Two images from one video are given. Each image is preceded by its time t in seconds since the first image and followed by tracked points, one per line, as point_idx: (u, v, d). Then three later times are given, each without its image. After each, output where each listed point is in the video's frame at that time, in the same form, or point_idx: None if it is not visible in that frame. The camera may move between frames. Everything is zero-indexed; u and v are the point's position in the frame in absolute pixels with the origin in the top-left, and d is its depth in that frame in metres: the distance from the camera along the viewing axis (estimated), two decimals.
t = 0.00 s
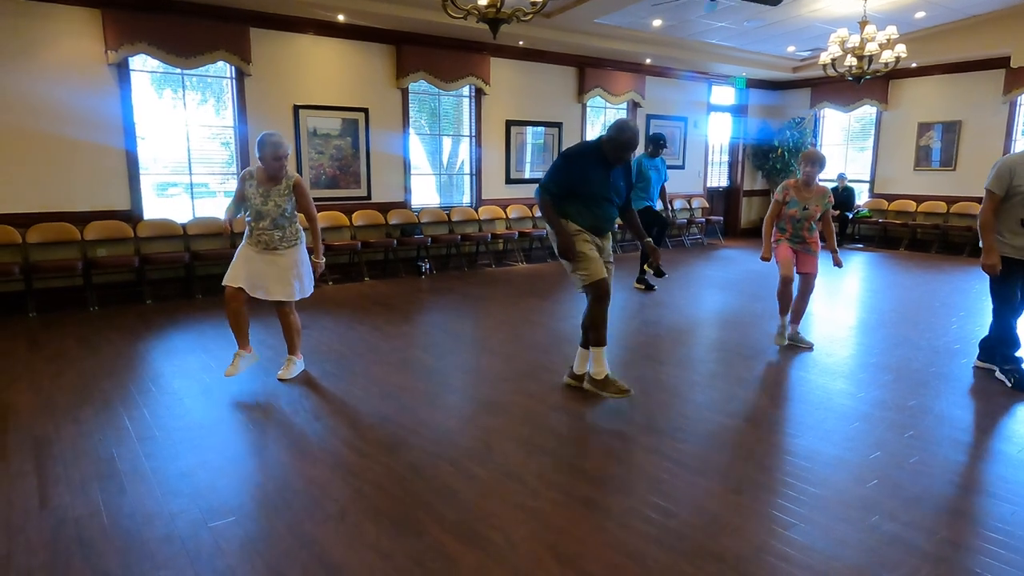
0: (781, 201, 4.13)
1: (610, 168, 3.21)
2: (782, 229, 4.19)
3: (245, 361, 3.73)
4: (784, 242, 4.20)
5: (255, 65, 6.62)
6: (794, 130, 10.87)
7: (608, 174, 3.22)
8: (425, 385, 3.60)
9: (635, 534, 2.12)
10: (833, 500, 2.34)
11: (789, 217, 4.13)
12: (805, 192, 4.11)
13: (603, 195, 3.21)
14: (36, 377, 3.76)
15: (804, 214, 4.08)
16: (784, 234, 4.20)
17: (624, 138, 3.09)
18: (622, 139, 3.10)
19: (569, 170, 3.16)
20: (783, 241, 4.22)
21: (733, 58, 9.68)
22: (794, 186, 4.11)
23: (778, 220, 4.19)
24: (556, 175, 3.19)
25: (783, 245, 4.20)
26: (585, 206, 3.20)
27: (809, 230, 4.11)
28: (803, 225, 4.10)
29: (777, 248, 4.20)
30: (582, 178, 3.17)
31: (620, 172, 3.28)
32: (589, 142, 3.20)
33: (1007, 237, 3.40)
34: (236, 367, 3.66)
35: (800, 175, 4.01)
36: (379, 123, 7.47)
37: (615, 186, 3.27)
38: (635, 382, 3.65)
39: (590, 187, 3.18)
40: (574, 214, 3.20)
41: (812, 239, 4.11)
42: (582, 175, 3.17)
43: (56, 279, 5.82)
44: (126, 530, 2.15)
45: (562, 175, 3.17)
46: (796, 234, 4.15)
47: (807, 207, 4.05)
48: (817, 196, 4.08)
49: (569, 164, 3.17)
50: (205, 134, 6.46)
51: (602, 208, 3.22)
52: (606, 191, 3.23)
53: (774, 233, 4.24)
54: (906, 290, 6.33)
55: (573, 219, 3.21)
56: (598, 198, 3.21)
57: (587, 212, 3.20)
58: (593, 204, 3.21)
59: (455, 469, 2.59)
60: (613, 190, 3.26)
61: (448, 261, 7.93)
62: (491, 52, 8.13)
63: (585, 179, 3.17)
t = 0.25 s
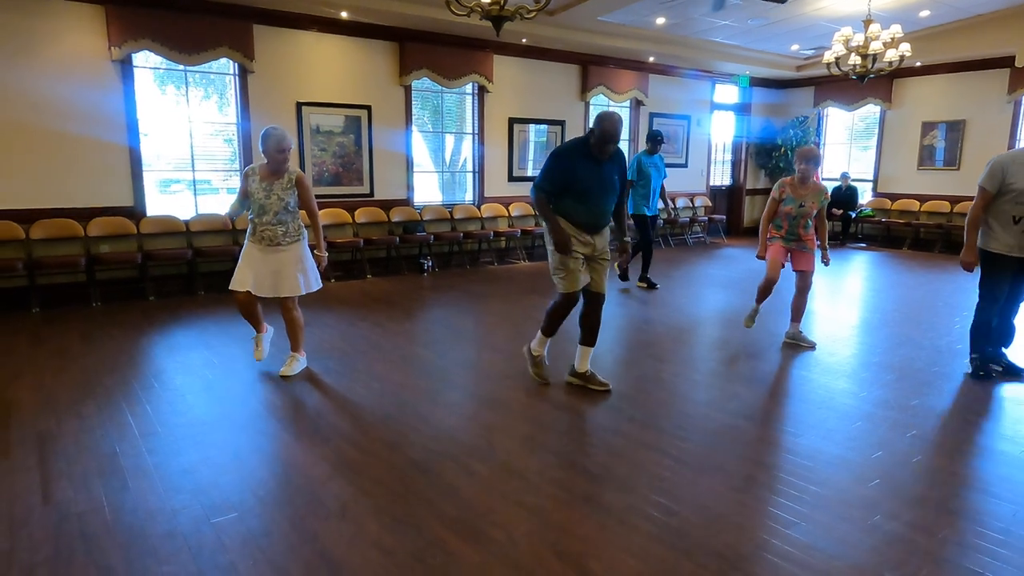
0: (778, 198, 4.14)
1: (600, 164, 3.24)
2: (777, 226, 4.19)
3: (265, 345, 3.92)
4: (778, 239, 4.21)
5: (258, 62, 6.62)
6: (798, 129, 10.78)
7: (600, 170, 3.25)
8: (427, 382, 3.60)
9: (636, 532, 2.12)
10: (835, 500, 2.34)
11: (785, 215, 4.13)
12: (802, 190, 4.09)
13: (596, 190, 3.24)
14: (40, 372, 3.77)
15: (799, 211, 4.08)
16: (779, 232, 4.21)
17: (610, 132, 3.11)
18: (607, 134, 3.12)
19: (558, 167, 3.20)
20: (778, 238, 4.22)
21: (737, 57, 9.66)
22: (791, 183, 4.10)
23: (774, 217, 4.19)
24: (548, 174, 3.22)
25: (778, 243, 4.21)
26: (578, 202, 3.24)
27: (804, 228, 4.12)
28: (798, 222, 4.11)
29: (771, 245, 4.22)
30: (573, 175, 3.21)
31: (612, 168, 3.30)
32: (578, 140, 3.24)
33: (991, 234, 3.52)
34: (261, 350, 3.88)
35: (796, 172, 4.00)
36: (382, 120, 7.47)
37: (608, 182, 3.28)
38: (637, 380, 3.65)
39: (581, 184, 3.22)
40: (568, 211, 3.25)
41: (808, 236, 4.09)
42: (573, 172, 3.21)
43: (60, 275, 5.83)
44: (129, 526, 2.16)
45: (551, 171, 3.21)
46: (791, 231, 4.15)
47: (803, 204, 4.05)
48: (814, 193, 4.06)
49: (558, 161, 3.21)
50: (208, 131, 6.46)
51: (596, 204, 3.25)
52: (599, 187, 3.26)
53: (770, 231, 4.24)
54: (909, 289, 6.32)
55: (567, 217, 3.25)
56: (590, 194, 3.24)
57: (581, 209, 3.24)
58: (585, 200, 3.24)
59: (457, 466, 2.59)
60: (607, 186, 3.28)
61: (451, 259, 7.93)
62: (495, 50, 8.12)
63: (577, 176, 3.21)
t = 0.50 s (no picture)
0: (761, 199, 4.18)
1: (579, 163, 3.38)
2: (762, 227, 4.21)
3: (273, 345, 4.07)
4: (765, 241, 4.22)
5: (261, 58, 6.62)
6: (801, 127, 10.78)
7: (580, 169, 3.38)
8: (429, 379, 3.61)
9: (637, 531, 2.12)
10: (835, 499, 2.34)
11: (769, 215, 4.16)
12: (784, 190, 4.14)
13: (576, 189, 3.37)
14: (44, 368, 3.78)
15: (783, 211, 4.12)
16: (765, 234, 4.22)
17: (581, 131, 3.24)
18: (579, 133, 3.26)
19: (539, 169, 3.39)
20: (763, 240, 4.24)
21: (741, 55, 9.63)
22: (773, 184, 4.15)
23: (758, 218, 4.22)
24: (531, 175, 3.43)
25: (765, 245, 4.22)
26: (559, 201, 3.40)
27: (790, 227, 4.14)
28: (784, 222, 4.13)
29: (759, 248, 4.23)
30: (552, 175, 3.37)
31: (595, 167, 3.42)
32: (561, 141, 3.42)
33: (978, 233, 3.66)
34: (267, 349, 4.00)
35: (777, 172, 4.04)
36: (385, 117, 7.47)
37: (590, 180, 3.40)
38: (639, 379, 3.65)
39: (560, 183, 3.37)
40: (551, 210, 3.42)
41: (793, 235, 4.13)
42: (552, 172, 3.37)
43: (63, 270, 5.84)
44: (130, 522, 2.16)
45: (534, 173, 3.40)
46: (776, 232, 4.17)
47: (787, 203, 4.09)
48: (796, 192, 4.11)
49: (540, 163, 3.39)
50: (211, 127, 6.46)
51: (577, 203, 3.38)
52: (580, 186, 3.38)
53: (755, 232, 4.25)
54: (912, 289, 6.31)
55: (548, 215, 3.44)
56: (569, 194, 3.38)
57: (561, 208, 3.40)
58: (564, 199, 3.39)
59: (459, 464, 2.59)
60: (590, 184, 3.40)
61: (453, 256, 7.92)
62: (498, 47, 8.11)
63: (556, 176, 3.37)
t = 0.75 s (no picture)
0: (749, 198, 4.27)
1: (559, 160, 3.47)
2: (753, 225, 4.28)
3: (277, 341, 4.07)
4: (757, 238, 4.28)
5: (266, 57, 6.63)
6: (806, 127, 10.91)
7: (560, 166, 3.48)
8: (433, 378, 3.61)
9: (640, 531, 2.12)
10: (839, 500, 2.33)
11: (758, 212, 4.23)
12: (771, 187, 4.22)
13: (556, 187, 3.48)
14: (49, 364, 3.79)
15: (772, 207, 4.18)
16: (757, 231, 4.28)
17: (553, 130, 3.35)
18: (551, 132, 3.37)
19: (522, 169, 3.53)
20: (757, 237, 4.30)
21: (746, 54, 9.61)
22: (760, 182, 4.25)
23: (749, 216, 4.30)
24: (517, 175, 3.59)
25: (758, 242, 4.27)
26: (542, 199, 3.51)
27: (780, 223, 4.20)
28: (773, 217, 4.19)
29: (753, 245, 4.30)
30: (534, 174, 3.51)
31: (576, 164, 3.49)
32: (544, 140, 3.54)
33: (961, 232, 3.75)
34: (271, 346, 4.02)
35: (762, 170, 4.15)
36: (389, 116, 7.47)
37: (571, 177, 3.48)
38: (642, 378, 3.64)
39: (541, 181, 3.50)
40: (535, 207, 3.56)
41: (784, 230, 4.19)
42: (533, 171, 3.51)
43: (68, 268, 5.85)
44: (135, 518, 2.17)
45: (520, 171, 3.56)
46: (768, 228, 4.23)
47: (774, 199, 4.16)
48: (783, 188, 4.19)
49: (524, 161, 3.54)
50: (216, 125, 6.47)
51: (557, 200, 3.49)
52: (560, 184, 3.48)
53: (748, 230, 4.33)
54: (917, 290, 6.29)
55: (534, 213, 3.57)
56: (551, 191, 3.49)
57: (543, 205, 3.52)
58: (547, 196, 3.50)
59: (462, 462, 2.60)
60: (570, 180, 3.48)
61: (457, 255, 7.93)
62: (503, 46, 8.10)
63: (536, 175, 3.51)
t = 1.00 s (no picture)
0: (747, 198, 4.27)
1: (546, 157, 3.67)
2: (752, 225, 4.28)
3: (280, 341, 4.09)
4: (756, 239, 4.28)
5: (269, 56, 6.64)
6: (809, 127, 10.79)
7: (547, 163, 3.67)
8: (435, 377, 3.61)
9: (642, 530, 2.11)
10: (842, 500, 2.33)
11: (756, 212, 4.23)
12: (769, 187, 4.22)
13: (545, 182, 3.69)
14: (52, 363, 3.81)
15: (770, 207, 4.18)
16: (755, 231, 4.27)
17: (531, 127, 3.57)
18: (531, 130, 3.59)
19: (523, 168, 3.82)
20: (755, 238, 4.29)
21: (749, 54, 9.59)
22: (758, 183, 4.24)
23: (748, 217, 4.30)
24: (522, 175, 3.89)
25: (756, 242, 4.27)
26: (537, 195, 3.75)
27: (779, 223, 4.20)
28: (771, 217, 4.20)
29: (750, 245, 4.29)
30: (531, 172, 3.78)
31: (562, 159, 3.65)
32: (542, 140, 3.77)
33: (952, 231, 3.80)
34: (275, 344, 4.01)
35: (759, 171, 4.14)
36: (392, 115, 7.48)
37: (558, 172, 3.66)
38: (645, 379, 3.63)
39: (535, 178, 3.74)
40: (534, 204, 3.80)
41: (783, 230, 4.19)
42: (530, 169, 3.78)
43: (72, 267, 5.87)
44: (138, 517, 2.18)
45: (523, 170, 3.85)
46: (767, 228, 4.22)
47: (772, 200, 4.16)
48: (782, 188, 4.18)
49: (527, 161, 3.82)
50: (219, 124, 6.49)
51: (546, 194, 3.68)
52: (548, 179, 3.68)
53: (747, 231, 4.32)
54: (920, 290, 6.27)
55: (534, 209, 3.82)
56: (542, 187, 3.70)
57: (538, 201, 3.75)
58: (540, 192, 3.72)
59: (464, 462, 2.60)
60: (557, 175, 3.66)
61: (459, 255, 7.93)
62: (506, 46, 8.10)
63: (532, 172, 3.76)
